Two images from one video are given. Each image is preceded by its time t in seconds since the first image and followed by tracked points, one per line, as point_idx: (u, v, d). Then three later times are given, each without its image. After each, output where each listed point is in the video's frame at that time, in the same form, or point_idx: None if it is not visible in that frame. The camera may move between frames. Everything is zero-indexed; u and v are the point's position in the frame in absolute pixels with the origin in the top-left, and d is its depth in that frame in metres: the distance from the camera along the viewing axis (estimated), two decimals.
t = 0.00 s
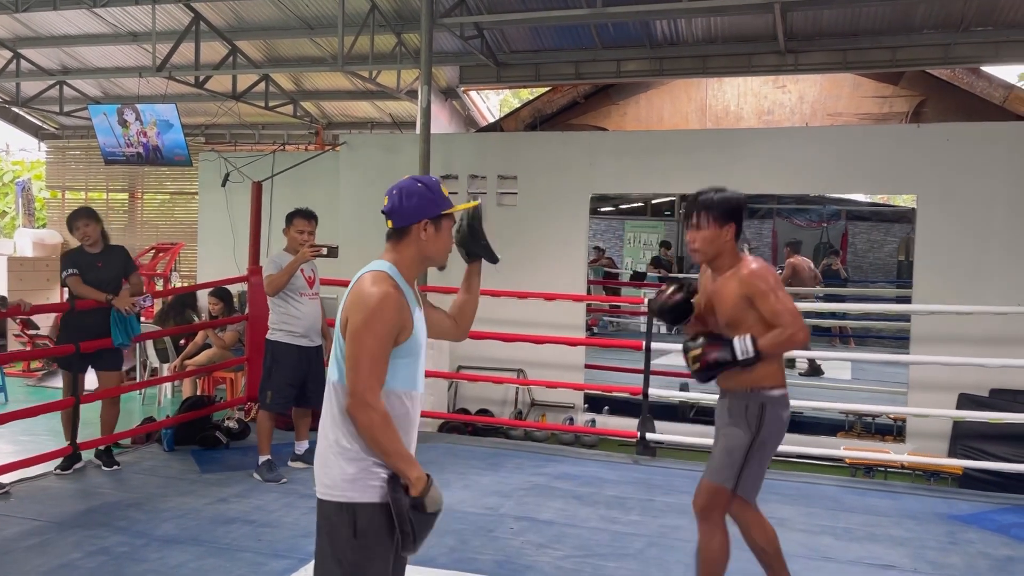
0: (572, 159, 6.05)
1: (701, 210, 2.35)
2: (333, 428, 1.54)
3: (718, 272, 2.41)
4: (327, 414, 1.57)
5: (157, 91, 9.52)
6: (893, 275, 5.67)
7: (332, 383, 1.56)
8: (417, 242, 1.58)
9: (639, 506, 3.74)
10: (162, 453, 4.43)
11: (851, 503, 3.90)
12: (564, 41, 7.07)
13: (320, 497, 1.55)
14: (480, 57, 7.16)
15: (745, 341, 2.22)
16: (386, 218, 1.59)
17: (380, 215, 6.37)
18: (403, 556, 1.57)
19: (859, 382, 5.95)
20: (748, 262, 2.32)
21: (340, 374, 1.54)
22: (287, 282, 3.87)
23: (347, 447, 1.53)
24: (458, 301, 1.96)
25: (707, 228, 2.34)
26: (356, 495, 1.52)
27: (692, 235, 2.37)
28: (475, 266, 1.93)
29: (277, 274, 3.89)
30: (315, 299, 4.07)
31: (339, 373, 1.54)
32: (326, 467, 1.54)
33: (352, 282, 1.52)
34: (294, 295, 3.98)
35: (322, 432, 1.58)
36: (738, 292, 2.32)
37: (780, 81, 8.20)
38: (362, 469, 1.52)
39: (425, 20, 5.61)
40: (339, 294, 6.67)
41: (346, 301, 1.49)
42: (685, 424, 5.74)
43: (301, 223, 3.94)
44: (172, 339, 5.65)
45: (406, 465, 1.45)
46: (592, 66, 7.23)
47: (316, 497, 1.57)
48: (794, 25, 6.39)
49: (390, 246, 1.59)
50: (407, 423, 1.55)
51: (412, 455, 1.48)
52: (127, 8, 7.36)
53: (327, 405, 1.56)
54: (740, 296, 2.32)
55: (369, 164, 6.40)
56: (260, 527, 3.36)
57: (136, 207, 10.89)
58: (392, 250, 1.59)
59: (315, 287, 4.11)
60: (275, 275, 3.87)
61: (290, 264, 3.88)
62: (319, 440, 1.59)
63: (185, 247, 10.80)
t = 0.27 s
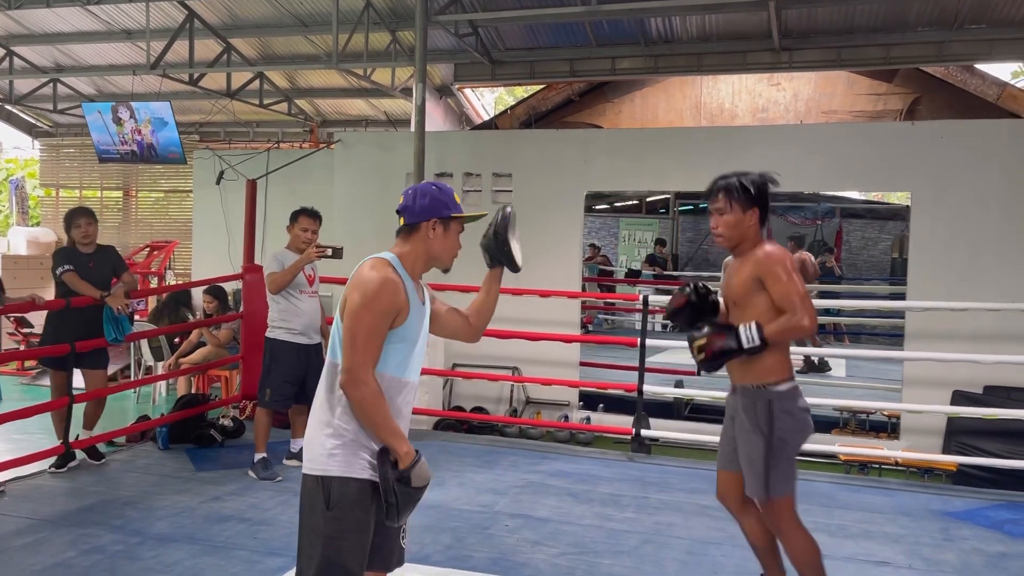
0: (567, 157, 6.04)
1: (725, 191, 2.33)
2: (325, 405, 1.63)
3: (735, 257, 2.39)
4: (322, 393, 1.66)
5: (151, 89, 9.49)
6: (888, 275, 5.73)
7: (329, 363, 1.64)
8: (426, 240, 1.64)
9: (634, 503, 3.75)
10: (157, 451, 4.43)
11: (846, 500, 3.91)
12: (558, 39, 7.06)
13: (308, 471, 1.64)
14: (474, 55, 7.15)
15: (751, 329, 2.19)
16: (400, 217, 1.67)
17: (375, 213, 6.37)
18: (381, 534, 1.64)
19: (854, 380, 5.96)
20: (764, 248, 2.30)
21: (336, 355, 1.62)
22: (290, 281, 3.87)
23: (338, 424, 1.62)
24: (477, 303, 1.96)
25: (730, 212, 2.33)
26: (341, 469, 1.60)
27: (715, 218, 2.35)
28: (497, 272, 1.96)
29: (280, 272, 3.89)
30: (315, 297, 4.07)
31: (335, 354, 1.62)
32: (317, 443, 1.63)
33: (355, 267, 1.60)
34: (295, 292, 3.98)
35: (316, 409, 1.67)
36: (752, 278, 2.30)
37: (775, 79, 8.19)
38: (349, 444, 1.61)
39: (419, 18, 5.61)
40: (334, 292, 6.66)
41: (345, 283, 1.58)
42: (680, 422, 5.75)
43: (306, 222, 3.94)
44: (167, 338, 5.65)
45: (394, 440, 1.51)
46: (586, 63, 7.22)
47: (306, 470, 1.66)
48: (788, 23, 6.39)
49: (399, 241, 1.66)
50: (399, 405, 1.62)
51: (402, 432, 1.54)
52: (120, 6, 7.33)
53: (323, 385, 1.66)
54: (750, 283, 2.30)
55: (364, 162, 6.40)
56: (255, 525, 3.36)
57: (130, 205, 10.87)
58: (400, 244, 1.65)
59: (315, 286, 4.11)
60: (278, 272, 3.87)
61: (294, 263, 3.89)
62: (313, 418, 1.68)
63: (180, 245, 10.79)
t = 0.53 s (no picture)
0: (564, 155, 6.04)
1: (711, 188, 2.33)
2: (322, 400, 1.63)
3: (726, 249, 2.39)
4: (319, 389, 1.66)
5: (147, 87, 9.47)
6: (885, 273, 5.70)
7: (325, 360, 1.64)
8: (422, 240, 1.64)
9: (631, 502, 3.76)
10: (153, 450, 4.42)
11: (842, 498, 3.92)
12: (555, 37, 7.06)
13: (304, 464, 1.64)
14: (471, 53, 7.15)
15: (715, 297, 2.23)
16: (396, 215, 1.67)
17: (372, 212, 6.36)
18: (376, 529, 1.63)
19: (850, 378, 5.98)
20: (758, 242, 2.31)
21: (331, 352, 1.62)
22: (292, 279, 3.87)
23: (334, 419, 1.62)
24: (475, 299, 1.96)
25: (715, 208, 2.33)
26: (337, 464, 1.60)
27: (701, 214, 2.36)
28: (496, 267, 1.97)
29: (282, 271, 3.89)
30: (316, 296, 4.06)
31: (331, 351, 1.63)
32: (313, 437, 1.63)
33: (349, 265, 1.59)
34: (296, 291, 3.98)
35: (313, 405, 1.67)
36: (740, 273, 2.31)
37: (772, 78, 8.20)
38: (345, 439, 1.61)
39: (416, 16, 5.61)
40: (331, 290, 6.66)
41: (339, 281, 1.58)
42: (677, 420, 5.76)
43: (307, 220, 3.93)
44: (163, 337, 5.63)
45: (386, 437, 1.54)
46: (583, 62, 7.23)
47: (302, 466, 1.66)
48: (785, 22, 6.40)
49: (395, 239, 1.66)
50: (393, 402, 1.62)
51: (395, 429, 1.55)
52: (116, 3, 7.31)
53: (319, 380, 1.66)
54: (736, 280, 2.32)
55: (360, 160, 6.39)
56: (252, 523, 3.35)
57: (126, 203, 10.84)
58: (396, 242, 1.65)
59: (316, 285, 4.11)
60: (280, 271, 3.86)
61: (295, 262, 3.89)
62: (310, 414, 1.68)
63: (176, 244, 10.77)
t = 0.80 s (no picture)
0: (563, 154, 6.04)
1: (689, 197, 2.28)
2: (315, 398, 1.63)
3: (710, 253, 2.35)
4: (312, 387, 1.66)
5: (145, 86, 9.46)
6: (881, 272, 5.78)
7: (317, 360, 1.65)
8: (410, 238, 1.64)
9: (629, 500, 3.76)
10: (152, 449, 4.41)
11: (840, 496, 3.92)
12: (553, 36, 7.05)
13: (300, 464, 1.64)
14: (469, 52, 7.14)
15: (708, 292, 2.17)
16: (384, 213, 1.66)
17: (371, 210, 6.35)
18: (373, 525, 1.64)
19: (848, 376, 5.98)
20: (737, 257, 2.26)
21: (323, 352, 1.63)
22: (292, 278, 3.86)
23: (328, 418, 1.62)
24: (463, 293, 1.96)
25: (696, 217, 2.28)
26: (332, 462, 1.60)
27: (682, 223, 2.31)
28: (485, 260, 1.97)
29: (282, 270, 3.88)
30: (316, 295, 4.06)
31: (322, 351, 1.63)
32: (307, 436, 1.63)
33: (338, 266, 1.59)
34: (296, 290, 3.97)
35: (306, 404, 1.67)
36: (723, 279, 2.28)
37: (770, 76, 8.20)
38: (339, 436, 1.61)
39: (414, 15, 5.61)
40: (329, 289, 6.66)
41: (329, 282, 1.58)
42: (675, 419, 5.77)
43: (307, 219, 3.92)
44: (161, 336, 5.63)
45: (381, 437, 1.54)
46: (581, 60, 7.23)
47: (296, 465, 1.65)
48: (783, 21, 6.40)
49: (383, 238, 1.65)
50: (387, 401, 1.62)
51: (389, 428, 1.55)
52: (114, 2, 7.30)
53: (311, 380, 1.66)
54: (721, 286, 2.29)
55: (359, 159, 6.39)
56: (250, 522, 3.35)
57: (123, 202, 10.83)
58: (384, 241, 1.65)
59: (316, 284, 4.11)
60: (279, 270, 3.86)
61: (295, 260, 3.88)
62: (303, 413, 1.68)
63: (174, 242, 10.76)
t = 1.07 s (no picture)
0: (562, 152, 6.05)
1: (673, 205, 2.10)
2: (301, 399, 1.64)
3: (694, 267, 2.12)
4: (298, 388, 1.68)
5: (144, 84, 9.46)
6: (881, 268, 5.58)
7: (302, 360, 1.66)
8: (387, 235, 1.65)
9: (629, 498, 3.76)
10: (151, 448, 4.42)
11: (839, 493, 3.93)
12: (552, 34, 7.06)
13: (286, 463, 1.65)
14: (468, 50, 7.14)
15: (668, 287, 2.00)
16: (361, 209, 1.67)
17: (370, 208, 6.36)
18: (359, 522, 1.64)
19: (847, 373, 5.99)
20: (713, 255, 1.99)
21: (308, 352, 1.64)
22: (289, 276, 3.86)
23: (312, 417, 1.63)
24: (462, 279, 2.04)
25: (678, 227, 2.08)
26: (316, 461, 1.61)
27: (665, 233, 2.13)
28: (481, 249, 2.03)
29: (280, 268, 3.88)
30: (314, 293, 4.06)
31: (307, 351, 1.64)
32: (292, 435, 1.64)
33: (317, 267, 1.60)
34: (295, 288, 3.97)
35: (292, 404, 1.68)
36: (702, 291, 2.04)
37: (769, 74, 8.21)
38: (323, 435, 1.62)
39: (413, 13, 5.61)
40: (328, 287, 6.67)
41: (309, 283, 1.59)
42: (674, 416, 5.77)
43: (305, 216, 3.92)
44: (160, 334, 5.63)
45: (367, 434, 1.55)
46: (580, 58, 7.23)
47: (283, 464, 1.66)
48: (782, 18, 6.40)
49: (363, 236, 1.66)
50: (372, 398, 1.63)
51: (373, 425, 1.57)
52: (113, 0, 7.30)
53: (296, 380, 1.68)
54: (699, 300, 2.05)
55: (358, 157, 6.39)
56: (250, 520, 3.36)
57: (123, 200, 10.84)
58: (364, 239, 1.65)
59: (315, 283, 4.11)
60: (278, 268, 3.86)
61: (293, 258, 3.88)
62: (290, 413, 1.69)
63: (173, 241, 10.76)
